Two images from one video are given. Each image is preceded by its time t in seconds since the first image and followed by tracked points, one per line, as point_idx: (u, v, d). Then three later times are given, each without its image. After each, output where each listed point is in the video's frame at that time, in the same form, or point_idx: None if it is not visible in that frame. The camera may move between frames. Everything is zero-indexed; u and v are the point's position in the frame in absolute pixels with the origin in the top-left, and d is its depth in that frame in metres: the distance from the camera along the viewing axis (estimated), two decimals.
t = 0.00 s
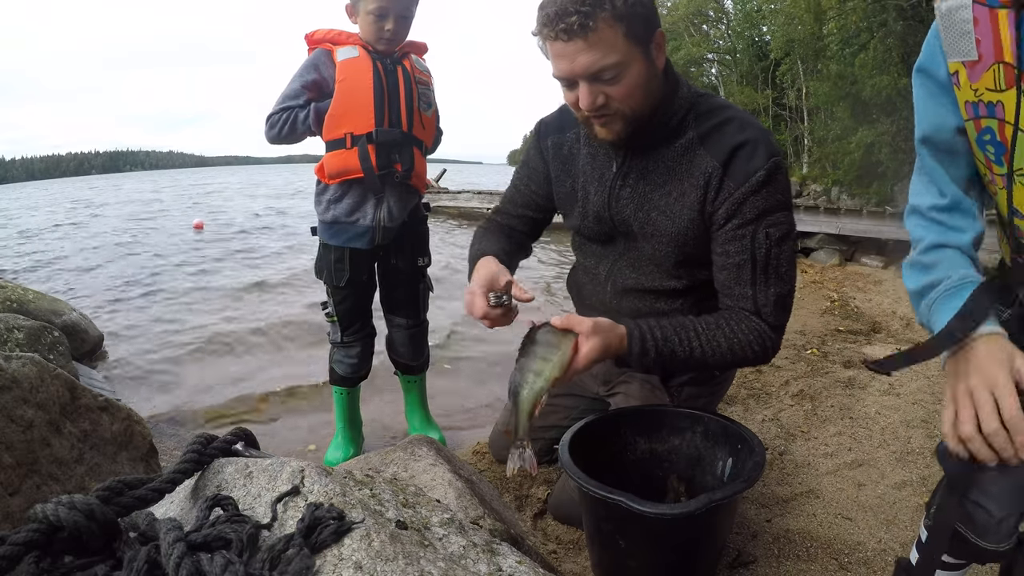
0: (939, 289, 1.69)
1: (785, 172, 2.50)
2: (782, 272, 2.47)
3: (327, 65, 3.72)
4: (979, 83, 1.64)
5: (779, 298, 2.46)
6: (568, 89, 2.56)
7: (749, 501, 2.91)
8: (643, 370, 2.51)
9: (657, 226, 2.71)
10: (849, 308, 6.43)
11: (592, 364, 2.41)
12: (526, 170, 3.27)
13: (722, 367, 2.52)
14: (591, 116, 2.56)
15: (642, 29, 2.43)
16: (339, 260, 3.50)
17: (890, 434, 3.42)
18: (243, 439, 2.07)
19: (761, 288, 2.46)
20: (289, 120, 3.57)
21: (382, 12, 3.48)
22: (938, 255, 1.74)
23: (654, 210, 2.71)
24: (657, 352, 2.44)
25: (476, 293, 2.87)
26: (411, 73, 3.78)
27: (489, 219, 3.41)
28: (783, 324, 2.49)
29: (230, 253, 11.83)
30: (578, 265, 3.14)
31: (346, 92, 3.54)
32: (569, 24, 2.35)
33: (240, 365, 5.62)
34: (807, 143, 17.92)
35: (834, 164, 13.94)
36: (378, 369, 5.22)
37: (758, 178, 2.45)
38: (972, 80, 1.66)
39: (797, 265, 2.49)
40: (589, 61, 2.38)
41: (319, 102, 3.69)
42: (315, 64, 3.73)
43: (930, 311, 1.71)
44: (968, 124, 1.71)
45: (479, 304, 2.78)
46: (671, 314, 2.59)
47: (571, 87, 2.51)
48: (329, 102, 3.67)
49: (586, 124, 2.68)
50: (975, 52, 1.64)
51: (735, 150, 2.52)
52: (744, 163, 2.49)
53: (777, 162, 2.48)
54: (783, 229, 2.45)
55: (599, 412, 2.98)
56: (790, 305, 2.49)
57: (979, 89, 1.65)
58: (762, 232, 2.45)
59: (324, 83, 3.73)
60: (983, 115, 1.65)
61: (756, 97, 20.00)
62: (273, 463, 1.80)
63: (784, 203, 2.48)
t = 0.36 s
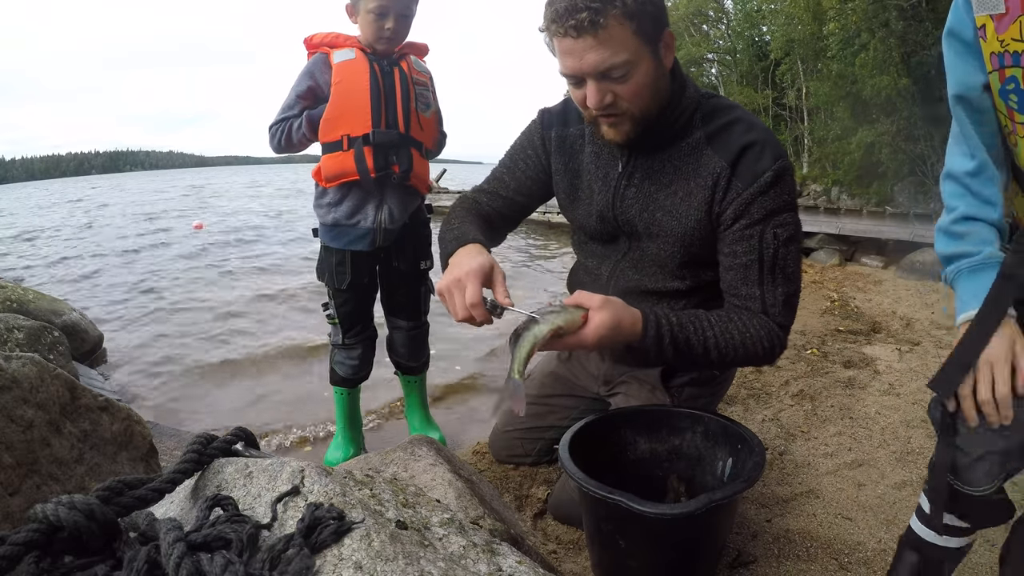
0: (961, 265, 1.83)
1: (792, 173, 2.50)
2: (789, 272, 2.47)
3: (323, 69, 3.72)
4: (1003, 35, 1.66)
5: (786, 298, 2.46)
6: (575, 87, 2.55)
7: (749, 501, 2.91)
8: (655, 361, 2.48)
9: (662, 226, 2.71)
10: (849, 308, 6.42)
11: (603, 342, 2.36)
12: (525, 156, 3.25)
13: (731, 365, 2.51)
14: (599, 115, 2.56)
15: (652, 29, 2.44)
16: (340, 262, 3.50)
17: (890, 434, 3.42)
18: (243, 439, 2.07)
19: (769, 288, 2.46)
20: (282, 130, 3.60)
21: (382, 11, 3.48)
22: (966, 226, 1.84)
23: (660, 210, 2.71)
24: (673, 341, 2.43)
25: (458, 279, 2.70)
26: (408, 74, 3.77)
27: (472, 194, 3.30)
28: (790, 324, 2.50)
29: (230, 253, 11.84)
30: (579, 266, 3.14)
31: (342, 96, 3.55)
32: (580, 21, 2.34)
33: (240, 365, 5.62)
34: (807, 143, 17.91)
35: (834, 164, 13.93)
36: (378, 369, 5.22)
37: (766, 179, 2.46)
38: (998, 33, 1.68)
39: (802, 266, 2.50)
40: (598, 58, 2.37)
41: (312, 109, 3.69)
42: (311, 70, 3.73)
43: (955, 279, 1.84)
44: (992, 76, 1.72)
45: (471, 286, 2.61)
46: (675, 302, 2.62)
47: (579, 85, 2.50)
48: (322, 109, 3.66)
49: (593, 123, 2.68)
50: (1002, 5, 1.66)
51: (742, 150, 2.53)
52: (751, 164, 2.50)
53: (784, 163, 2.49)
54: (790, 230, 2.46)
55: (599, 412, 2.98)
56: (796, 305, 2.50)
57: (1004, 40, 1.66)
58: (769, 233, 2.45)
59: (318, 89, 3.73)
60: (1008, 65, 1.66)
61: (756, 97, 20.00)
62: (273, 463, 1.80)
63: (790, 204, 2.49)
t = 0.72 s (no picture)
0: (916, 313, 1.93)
1: (793, 176, 2.51)
2: (790, 275, 2.48)
3: (320, 73, 3.73)
4: (982, 95, 1.83)
5: (788, 300, 2.47)
6: (575, 91, 2.54)
7: (749, 501, 2.91)
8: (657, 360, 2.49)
9: (663, 229, 2.71)
10: (850, 308, 6.43)
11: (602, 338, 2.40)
12: (527, 155, 3.25)
13: (733, 366, 2.52)
14: (599, 118, 2.56)
15: (652, 31, 2.44)
16: (341, 263, 3.50)
17: (890, 434, 3.42)
18: (243, 439, 2.07)
19: (770, 290, 2.47)
20: (284, 138, 3.69)
21: (381, 11, 3.48)
22: (922, 276, 1.95)
23: (661, 213, 2.70)
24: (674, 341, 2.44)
25: (464, 270, 2.73)
26: (406, 74, 3.75)
27: (469, 192, 3.29)
28: (791, 326, 2.51)
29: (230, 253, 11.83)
30: (580, 267, 3.13)
31: (338, 96, 3.55)
32: (579, 24, 2.33)
33: (240, 365, 5.62)
34: (807, 143, 17.92)
35: (834, 163, 13.94)
36: (378, 369, 5.22)
37: (768, 182, 2.46)
38: (976, 93, 1.84)
39: (804, 268, 2.51)
40: (598, 61, 2.37)
41: (310, 114, 3.71)
42: (309, 74, 3.74)
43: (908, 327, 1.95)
44: (965, 132, 1.89)
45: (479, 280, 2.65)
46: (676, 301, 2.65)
47: (579, 88, 2.50)
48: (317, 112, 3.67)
49: (593, 125, 2.67)
50: (983, 69, 1.82)
51: (744, 153, 2.53)
52: (753, 167, 2.51)
53: (786, 166, 2.50)
54: (792, 232, 2.47)
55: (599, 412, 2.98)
56: (797, 307, 2.51)
57: (983, 100, 1.83)
58: (771, 236, 2.45)
59: (316, 93, 3.74)
60: (983, 123, 1.84)
61: (756, 97, 20.00)
62: (273, 463, 1.80)
63: (792, 206, 2.49)
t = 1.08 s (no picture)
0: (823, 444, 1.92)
1: (792, 176, 2.52)
2: (787, 274, 2.50)
3: (323, 72, 3.72)
4: (931, 290, 1.83)
5: (785, 299, 2.49)
6: (573, 83, 2.57)
7: (749, 501, 2.91)
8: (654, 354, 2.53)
9: (661, 227, 2.70)
10: (850, 308, 6.43)
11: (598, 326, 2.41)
12: (528, 155, 3.24)
13: (729, 361, 2.54)
14: (594, 112, 2.58)
15: (655, 32, 2.45)
16: (343, 264, 3.50)
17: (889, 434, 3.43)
18: (243, 439, 2.07)
19: (767, 289, 2.49)
20: (285, 138, 3.68)
21: (385, 11, 3.48)
22: (844, 410, 1.93)
23: (660, 211, 2.70)
24: (672, 335, 2.48)
25: (459, 252, 2.81)
26: (409, 74, 3.77)
27: (474, 194, 3.31)
28: (788, 325, 2.52)
29: (230, 253, 11.83)
30: (581, 265, 3.13)
31: (341, 95, 3.54)
32: (581, 19, 2.34)
33: (240, 365, 5.62)
34: (807, 143, 17.93)
35: (834, 163, 13.96)
36: (378, 369, 5.22)
37: (766, 182, 2.47)
38: (928, 287, 1.84)
39: (801, 267, 2.53)
40: (596, 58, 2.39)
41: (311, 113, 3.71)
42: (310, 73, 3.74)
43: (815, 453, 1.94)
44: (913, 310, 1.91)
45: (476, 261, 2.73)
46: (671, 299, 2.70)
47: (576, 81, 2.52)
48: (319, 112, 3.67)
49: (588, 119, 2.69)
50: (935, 269, 1.81)
51: (742, 153, 2.54)
52: (751, 167, 2.52)
53: (784, 167, 2.51)
54: (789, 232, 2.48)
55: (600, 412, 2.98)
56: (794, 307, 2.53)
57: (930, 294, 1.84)
58: (768, 235, 2.47)
59: (317, 92, 3.74)
60: (928, 311, 1.85)
61: (756, 98, 20.03)
62: (273, 463, 1.80)
63: (789, 206, 2.51)
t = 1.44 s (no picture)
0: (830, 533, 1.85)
1: (793, 167, 2.57)
2: (787, 263, 2.54)
3: (322, 73, 3.72)
4: (934, 372, 1.84)
5: (784, 287, 2.54)
6: (589, 66, 2.62)
7: (749, 502, 2.91)
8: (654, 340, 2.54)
9: (666, 213, 2.71)
10: (849, 308, 6.44)
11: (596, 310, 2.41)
12: (540, 150, 3.26)
13: (729, 348, 2.56)
14: (606, 96, 2.62)
15: (672, 23, 2.52)
16: (344, 264, 3.50)
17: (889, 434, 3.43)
18: (243, 439, 2.07)
19: (767, 277, 2.53)
20: (285, 139, 3.68)
21: (384, 11, 3.48)
22: (847, 493, 1.88)
23: (665, 197, 2.71)
24: (672, 319, 2.49)
25: (474, 240, 2.92)
26: (408, 74, 3.77)
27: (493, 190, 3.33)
28: (787, 312, 2.57)
29: (230, 253, 11.84)
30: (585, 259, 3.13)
31: (341, 95, 3.54)
32: (602, 5, 2.40)
33: (240, 365, 5.62)
34: (807, 143, 17.95)
35: (834, 163, 13.98)
36: (377, 369, 5.22)
37: (768, 170, 2.52)
38: (930, 368, 1.84)
39: (802, 258, 2.57)
40: (614, 42, 2.44)
41: (311, 114, 3.71)
42: (310, 74, 3.74)
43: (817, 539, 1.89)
44: (905, 390, 1.90)
45: (490, 247, 2.81)
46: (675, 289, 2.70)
47: (592, 65, 2.58)
48: (318, 113, 3.67)
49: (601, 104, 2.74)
50: (942, 353, 1.82)
51: (747, 143, 2.58)
52: (755, 156, 2.56)
53: (787, 157, 2.56)
54: (790, 221, 2.53)
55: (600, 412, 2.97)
56: (793, 295, 2.57)
57: (932, 375, 1.84)
58: (770, 222, 2.51)
59: (317, 93, 3.74)
60: (928, 391, 1.85)
61: (756, 98, 20.05)
62: (273, 463, 1.80)
63: (791, 196, 2.56)
